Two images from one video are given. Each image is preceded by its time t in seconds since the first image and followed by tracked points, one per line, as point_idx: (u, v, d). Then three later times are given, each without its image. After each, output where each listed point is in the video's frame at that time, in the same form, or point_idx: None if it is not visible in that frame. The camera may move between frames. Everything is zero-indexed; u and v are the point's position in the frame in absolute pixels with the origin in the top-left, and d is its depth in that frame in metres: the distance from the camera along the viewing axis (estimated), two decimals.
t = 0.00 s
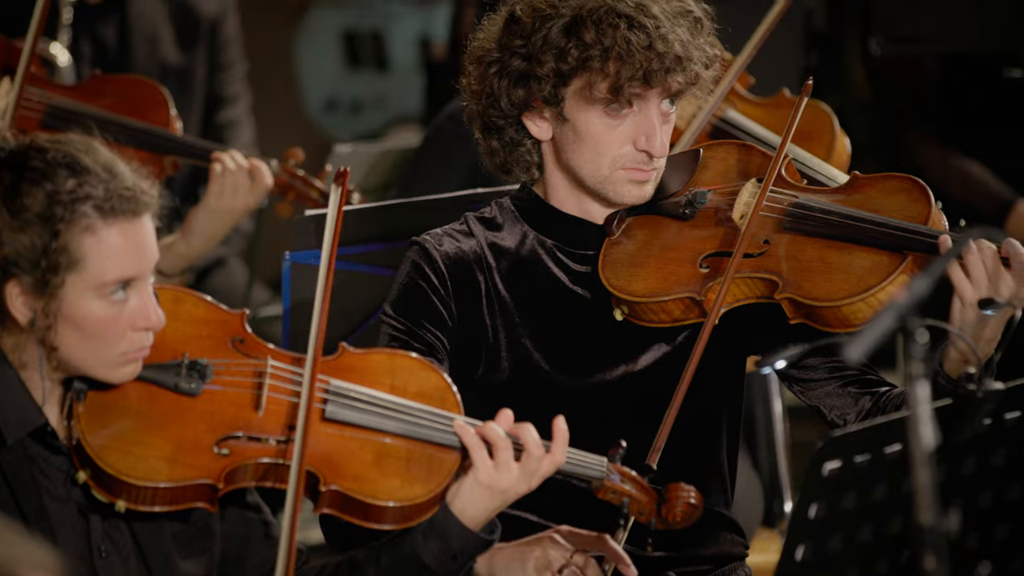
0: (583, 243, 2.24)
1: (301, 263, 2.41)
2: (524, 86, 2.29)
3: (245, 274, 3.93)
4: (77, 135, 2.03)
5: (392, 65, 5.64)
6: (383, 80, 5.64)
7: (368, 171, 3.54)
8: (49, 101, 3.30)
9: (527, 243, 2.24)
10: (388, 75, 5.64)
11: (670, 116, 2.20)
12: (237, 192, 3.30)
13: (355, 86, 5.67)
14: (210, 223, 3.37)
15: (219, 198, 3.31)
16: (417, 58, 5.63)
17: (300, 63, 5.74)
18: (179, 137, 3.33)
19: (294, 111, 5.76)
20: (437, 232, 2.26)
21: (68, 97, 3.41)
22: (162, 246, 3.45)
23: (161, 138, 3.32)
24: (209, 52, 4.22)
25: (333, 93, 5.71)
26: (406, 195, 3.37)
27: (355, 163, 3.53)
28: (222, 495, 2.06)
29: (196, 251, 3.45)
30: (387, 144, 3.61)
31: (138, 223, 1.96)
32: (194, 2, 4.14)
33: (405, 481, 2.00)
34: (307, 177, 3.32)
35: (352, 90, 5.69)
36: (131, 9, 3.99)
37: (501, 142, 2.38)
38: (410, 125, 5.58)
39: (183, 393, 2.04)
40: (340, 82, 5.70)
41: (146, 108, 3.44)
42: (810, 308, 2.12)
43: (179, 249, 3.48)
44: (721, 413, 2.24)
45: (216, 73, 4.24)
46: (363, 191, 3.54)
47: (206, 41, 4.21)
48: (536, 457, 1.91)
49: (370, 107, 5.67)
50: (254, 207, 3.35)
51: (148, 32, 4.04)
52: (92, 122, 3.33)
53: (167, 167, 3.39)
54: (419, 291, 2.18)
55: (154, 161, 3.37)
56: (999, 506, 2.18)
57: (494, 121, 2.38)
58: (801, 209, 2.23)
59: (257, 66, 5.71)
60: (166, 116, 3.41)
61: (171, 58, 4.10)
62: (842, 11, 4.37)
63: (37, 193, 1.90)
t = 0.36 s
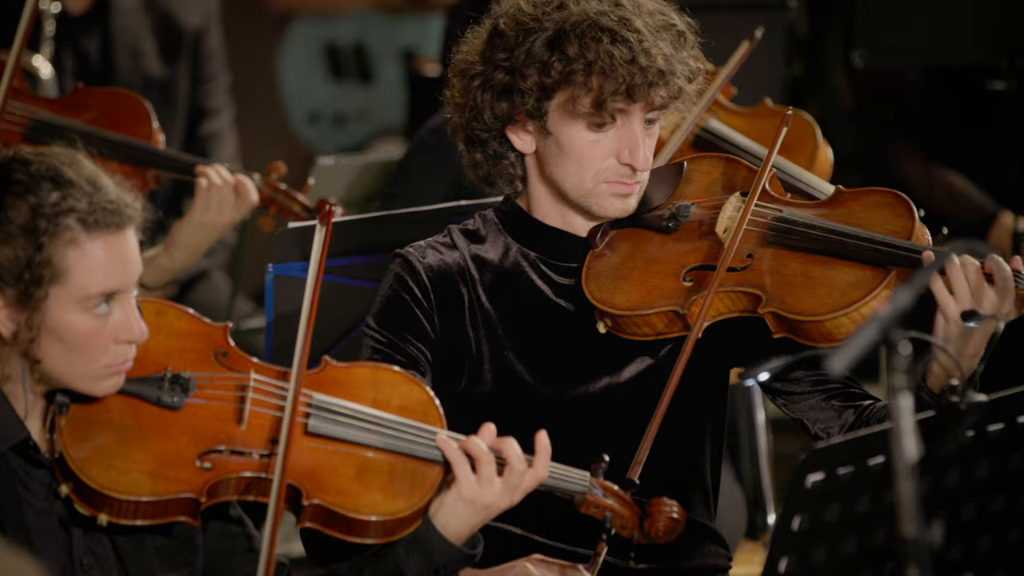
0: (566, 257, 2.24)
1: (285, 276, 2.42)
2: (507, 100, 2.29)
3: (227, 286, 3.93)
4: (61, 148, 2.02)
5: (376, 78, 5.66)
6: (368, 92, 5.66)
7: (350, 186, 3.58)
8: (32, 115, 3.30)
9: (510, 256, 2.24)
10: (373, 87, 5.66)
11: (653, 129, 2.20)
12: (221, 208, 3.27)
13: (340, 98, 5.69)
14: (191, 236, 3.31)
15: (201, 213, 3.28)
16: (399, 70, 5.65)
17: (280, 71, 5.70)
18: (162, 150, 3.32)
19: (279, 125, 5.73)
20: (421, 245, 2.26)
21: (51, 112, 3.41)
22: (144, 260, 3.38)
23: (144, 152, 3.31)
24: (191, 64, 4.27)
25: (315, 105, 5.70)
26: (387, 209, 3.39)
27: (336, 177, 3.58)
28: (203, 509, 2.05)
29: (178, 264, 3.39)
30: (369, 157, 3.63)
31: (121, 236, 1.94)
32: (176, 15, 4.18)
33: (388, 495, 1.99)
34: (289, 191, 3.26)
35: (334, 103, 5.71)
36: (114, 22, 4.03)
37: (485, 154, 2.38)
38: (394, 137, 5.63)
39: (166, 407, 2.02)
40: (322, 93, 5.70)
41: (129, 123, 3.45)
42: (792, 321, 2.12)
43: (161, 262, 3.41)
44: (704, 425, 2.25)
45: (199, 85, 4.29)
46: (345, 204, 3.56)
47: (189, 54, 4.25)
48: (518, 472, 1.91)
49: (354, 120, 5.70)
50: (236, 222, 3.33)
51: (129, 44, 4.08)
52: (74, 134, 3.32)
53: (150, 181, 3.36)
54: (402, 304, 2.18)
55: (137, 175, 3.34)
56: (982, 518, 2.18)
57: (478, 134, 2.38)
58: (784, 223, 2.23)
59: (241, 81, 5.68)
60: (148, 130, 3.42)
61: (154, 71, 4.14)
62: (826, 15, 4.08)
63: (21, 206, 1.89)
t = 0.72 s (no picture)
0: (548, 266, 2.24)
1: (266, 286, 2.43)
2: (489, 109, 2.29)
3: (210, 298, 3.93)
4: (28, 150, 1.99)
5: (359, 89, 5.53)
6: (349, 104, 5.55)
7: (333, 198, 3.56)
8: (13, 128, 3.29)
9: (492, 266, 2.24)
10: (355, 98, 5.55)
11: (634, 138, 2.20)
12: (204, 219, 3.29)
13: (320, 110, 5.58)
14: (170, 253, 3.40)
15: (185, 225, 3.31)
16: (382, 81, 5.54)
17: (263, 81, 5.56)
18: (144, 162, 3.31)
19: (258, 137, 5.60)
20: (402, 255, 2.26)
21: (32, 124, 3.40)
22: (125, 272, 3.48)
23: (126, 164, 3.28)
24: (174, 75, 4.29)
25: (297, 115, 5.58)
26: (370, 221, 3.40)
27: (320, 189, 3.55)
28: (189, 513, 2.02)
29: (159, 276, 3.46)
30: (351, 169, 3.62)
31: (94, 236, 1.93)
32: (158, 27, 4.24)
33: (373, 491, 1.94)
34: (271, 203, 3.32)
35: (315, 113, 5.59)
36: (96, 33, 4.09)
37: (466, 165, 2.38)
38: (376, 148, 5.56)
39: (146, 411, 1.99)
40: (303, 103, 5.58)
41: (109, 135, 3.42)
42: (776, 326, 2.11)
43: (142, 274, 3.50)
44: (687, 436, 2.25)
45: (181, 97, 4.30)
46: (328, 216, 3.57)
47: (171, 63, 4.28)
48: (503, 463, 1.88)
49: (336, 131, 5.60)
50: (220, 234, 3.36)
51: (111, 55, 4.13)
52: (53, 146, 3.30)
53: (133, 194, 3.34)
54: (383, 314, 2.18)
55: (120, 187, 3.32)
56: (964, 528, 2.17)
57: (460, 145, 2.38)
58: (767, 226, 2.24)
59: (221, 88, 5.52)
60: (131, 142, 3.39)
61: (136, 82, 4.17)
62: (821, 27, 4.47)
63: None
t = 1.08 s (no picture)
0: (535, 276, 2.25)
1: (252, 295, 2.45)
2: (476, 120, 2.29)
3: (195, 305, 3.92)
4: (16, 166, 2.00)
5: (343, 97, 5.72)
6: (335, 112, 5.73)
7: (320, 206, 3.56)
8: None
9: (479, 274, 2.24)
10: (340, 106, 5.72)
11: (621, 150, 2.20)
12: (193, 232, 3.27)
13: (305, 117, 5.71)
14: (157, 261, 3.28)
15: (168, 236, 3.27)
16: (366, 90, 5.75)
17: (249, 88, 5.62)
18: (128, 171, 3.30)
19: (245, 146, 5.64)
20: (388, 264, 2.25)
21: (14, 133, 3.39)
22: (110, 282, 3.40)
23: (112, 175, 3.28)
24: (159, 84, 4.25)
25: (281, 123, 5.65)
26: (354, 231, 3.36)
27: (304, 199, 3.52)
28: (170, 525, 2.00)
29: (145, 287, 3.39)
30: (337, 177, 3.64)
31: (80, 253, 1.93)
32: (144, 35, 4.20)
33: (351, 508, 1.95)
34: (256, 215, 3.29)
35: (298, 121, 5.70)
36: (81, 41, 4.05)
37: (453, 174, 2.38)
38: (360, 157, 5.76)
39: (127, 424, 1.97)
40: (287, 111, 5.67)
41: (94, 143, 3.44)
42: (761, 344, 2.12)
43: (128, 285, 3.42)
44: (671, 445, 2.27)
45: (165, 105, 4.26)
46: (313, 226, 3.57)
47: (156, 74, 4.24)
48: (480, 481, 1.89)
49: (321, 139, 5.73)
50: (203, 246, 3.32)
51: (96, 63, 4.09)
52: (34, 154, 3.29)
53: (118, 204, 3.35)
54: (368, 323, 2.17)
55: (105, 197, 3.32)
56: (949, 537, 2.19)
57: (447, 154, 2.37)
58: (753, 243, 2.24)
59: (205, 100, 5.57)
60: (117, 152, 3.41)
61: (120, 90, 4.15)
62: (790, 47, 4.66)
63: None
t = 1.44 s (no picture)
0: (525, 286, 2.25)
1: (240, 304, 2.47)
2: (468, 130, 2.28)
3: (182, 315, 3.91)
4: (13, 181, 1.99)
5: (332, 107, 5.62)
6: (323, 122, 5.64)
7: (310, 214, 3.57)
8: None
9: (469, 284, 2.24)
10: (328, 116, 5.64)
11: (612, 162, 2.20)
12: (181, 247, 3.25)
13: (293, 127, 5.65)
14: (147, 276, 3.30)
15: (159, 253, 3.27)
16: (354, 99, 5.62)
17: (236, 99, 5.64)
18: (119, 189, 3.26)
19: (232, 155, 5.68)
20: (379, 273, 2.25)
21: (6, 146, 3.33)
22: (100, 298, 3.42)
23: (104, 193, 3.23)
24: (147, 93, 4.32)
25: (269, 132, 5.65)
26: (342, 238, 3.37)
27: (294, 206, 3.55)
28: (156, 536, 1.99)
29: (134, 304, 3.38)
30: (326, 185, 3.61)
31: (74, 272, 1.93)
32: (132, 44, 4.29)
33: (338, 524, 1.94)
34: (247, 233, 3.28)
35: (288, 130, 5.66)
36: (70, 52, 4.12)
37: (444, 184, 2.38)
38: (349, 166, 5.66)
39: (115, 437, 1.95)
40: (276, 120, 5.65)
41: (88, 160, 3.41)
42: (750, 358, 2.13)
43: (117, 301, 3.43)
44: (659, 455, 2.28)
45: (154, 115, 4.32)
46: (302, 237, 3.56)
47: (144, 83, 4.31)
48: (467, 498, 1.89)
49: (309, 148, 5.66)
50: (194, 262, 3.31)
51: (84, 74, 4.14)
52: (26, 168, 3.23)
53: (109, 220, 3.29)
54: (359, 332, 2.17)
55: (96, 214, 3.27)
56: (937, 546, 2.21)
57: (438, 163, 2.37)
58: (743, 257, 2.25)
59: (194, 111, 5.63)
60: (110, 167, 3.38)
61: (109, 100, 4.20)
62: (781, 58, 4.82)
63: None
